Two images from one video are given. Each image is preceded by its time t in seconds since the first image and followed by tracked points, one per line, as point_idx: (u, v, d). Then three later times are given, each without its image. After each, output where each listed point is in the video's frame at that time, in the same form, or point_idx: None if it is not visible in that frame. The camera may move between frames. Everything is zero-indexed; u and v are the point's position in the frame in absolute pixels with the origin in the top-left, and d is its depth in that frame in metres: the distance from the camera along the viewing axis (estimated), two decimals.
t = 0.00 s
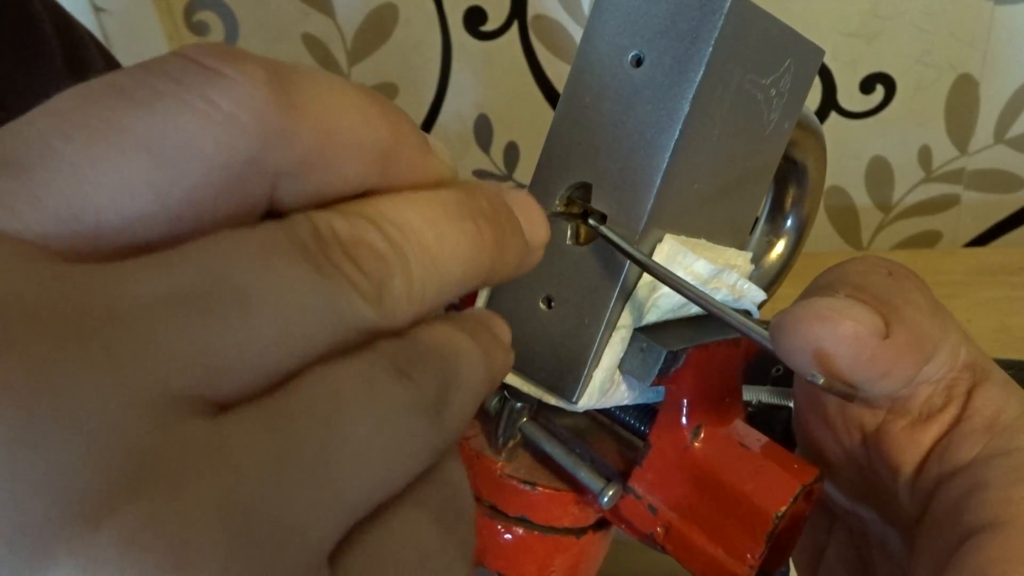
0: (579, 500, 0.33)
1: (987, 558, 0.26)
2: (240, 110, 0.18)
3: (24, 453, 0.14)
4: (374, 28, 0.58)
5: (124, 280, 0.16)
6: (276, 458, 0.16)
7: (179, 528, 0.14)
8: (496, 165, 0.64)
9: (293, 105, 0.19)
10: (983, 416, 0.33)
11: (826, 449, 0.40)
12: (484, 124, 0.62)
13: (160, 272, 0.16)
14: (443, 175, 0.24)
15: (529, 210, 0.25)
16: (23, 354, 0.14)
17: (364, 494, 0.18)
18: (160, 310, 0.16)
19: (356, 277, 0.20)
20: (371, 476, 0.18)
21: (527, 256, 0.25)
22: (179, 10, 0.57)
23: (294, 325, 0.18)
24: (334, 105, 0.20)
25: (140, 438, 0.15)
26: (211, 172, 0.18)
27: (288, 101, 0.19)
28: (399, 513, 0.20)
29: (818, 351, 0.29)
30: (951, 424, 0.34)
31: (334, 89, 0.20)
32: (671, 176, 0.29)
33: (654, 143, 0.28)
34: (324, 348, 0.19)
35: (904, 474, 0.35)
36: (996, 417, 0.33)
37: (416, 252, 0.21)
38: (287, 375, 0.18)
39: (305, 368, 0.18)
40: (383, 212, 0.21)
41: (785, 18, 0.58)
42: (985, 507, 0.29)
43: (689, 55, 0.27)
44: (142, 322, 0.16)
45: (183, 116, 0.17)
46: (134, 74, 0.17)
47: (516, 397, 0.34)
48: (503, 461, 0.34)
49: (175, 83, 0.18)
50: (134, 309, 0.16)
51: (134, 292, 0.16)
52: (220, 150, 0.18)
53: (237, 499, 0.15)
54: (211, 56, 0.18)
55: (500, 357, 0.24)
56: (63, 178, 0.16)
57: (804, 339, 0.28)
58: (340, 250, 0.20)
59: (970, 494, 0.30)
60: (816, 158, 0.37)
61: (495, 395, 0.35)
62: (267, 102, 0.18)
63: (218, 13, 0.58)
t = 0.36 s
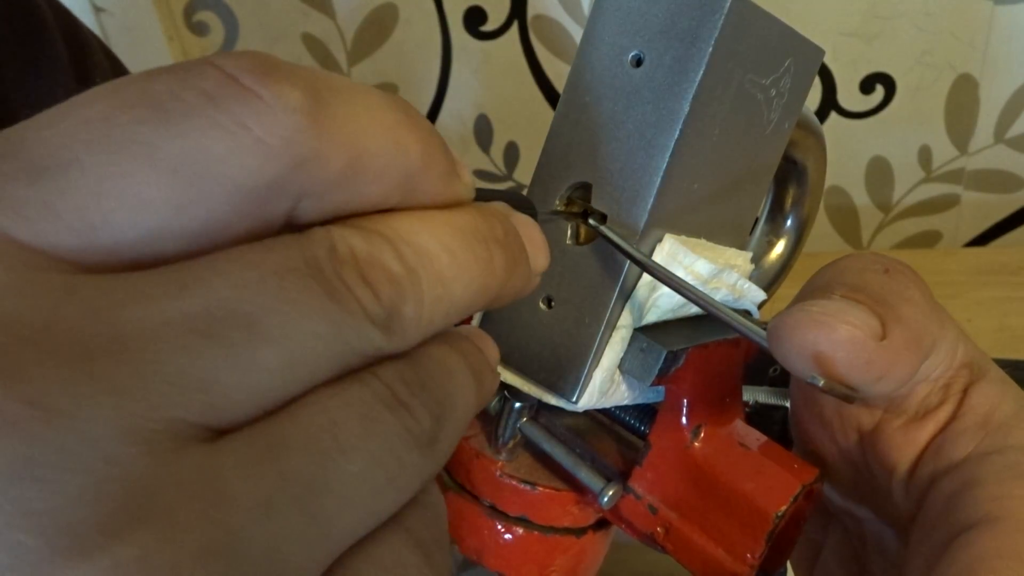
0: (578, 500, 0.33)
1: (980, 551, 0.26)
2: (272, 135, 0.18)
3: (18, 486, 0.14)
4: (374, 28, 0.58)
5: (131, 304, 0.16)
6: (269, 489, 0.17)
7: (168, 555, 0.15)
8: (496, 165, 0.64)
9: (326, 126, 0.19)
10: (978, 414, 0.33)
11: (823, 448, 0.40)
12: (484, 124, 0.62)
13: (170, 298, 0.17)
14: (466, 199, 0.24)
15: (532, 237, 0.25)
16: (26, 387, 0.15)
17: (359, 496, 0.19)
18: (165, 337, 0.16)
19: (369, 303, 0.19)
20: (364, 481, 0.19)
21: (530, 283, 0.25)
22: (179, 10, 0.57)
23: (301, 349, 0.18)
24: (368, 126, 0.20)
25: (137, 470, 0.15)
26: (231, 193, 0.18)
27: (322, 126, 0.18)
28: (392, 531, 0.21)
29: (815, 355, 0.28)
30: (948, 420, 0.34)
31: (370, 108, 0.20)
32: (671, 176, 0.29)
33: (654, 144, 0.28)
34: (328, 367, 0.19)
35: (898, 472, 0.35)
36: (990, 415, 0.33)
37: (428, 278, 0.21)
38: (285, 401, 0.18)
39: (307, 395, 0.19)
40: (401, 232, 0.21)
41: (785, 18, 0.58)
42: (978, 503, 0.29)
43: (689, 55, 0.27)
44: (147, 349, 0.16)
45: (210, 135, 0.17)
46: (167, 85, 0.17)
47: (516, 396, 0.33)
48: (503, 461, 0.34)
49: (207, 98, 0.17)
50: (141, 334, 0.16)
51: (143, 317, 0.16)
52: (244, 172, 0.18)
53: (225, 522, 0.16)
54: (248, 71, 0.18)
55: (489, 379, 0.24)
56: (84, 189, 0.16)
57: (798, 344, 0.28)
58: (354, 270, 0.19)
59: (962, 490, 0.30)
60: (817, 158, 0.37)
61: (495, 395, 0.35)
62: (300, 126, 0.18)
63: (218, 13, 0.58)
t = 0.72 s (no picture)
0: (579, 500, 0.33)
1: (986, 518, 0.26)
2: (267, 123, 0.18)
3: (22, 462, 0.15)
4: (374, 28, 0.58)
5: (131, 291, 0.17)
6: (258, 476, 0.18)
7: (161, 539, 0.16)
8: (496, 165, 0.64)
9: (323, 115, 0.19)
10: (976, 394, 0.33)
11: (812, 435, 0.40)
12: (484, 124, 0.62)
13: (164, 285, 0.17)
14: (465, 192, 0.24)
15: (532, 233, 0.25)
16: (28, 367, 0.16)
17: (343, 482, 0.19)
18: (160, 327, 0.17)
19: (367, 292, 0.20)
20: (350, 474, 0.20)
21: (529, 279, 0.25)
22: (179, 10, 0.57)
23: (300, 333, 0.19)
24: (365, 117, 0.20)
25: (132, 451, 0.16)
26: (227, 179, 0.18)
27: (318, 115, 0.19)
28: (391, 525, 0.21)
29: (818, 353, 0.28)
30: (947, 402, 0.34)
31: (369, 101, 0.20)
32: (671, 176, 0.29)
33: (654, 143, 0.28)
34: (320, 354, 0.20)
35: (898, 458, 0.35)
36: (989, 392, 0.33)
37: (425, 269, 0.21)
38: (273, 387, 0.19)
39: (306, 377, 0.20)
40: (398, 221, 0.21)
41: (785, 18, 0.58)
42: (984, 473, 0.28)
43: (689, 55, 0.27)
44: (140, 336, 0.17)
45: (208, 122, 0.18)
46: (166, 72, 0.18)
47: (515, 396, 0.33)
48: (503, 461, 0.34)
49: (205, 86, 0.18)
50: (136, 319, 0.17)
51: (145, 302, 0.17)
52: (240, 158, 0.18)
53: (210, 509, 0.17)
54: (247, 59, 0.18)
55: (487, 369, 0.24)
56: (82, 173, 0.17)
57: (799, 340, 0.28)
58: (352, 259, 0.20)
59: (969, 465, 0.30)
60: (816, 158, 0.37)
61: (495, 395, 0.35)
62: (297, 115, 0.18)
63: (218, 13, 0.58)
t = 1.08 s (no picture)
0: (578, 500, 0.33)
1: (996, 483, 0.25)
2: (252, 163, 0.17)
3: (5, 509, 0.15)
4: (374, 28, 0.58)
5: (123, 336, 0.16)
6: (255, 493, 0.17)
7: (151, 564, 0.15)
8: (496, 165, 0.64)
9: (308, 142, 0.18)
10: (967, 376, 0.33)
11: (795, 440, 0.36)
12: (484, 124, 0.62)
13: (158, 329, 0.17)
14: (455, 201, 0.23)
15: (532, 236, 0.25)
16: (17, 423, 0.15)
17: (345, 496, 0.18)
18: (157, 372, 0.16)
19: (363, 316, 0.19)
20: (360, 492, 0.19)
21: (529, 280, 0.24)
22: (179, 10, 0.57)
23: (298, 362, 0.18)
24: (347, 140, 0.19)
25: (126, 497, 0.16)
26: (214, 220, 0.17)
27: (301, 144, 0.18)
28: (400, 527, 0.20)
29: (813, 357, 0.28)
30: (936, 384, 0.33)
31: (349, 122, 0.19)
32: (671, 176, 0.29)
33: (654, 143, 0.28)
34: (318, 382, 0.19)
35: (891, 445, 0.34)
36: (978, 376, 0.33)
37: (424, 286, 0.21)
38: (275, 418, 0.18)
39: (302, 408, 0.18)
40: (393, 241, 0.21)
41: (785, 17, 0.58)
42: (992, 441, 0.28)
43: (689, 55, 0.27)
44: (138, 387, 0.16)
45: (194, 162, 0.17)
46: (146, 113, 0.17)
47: (515, 397, 0.33)
48: (503, 461, 0.34)
49: (185, 126, 0.17)
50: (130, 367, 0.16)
51: (136, 349, 0.16)
52: (228, 198, 0.17)
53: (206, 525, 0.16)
54: (226, 95, 0.17)
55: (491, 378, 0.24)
56: (67, 225, 0.16)
57: (794, 345, 0.28)
58: (347, 282, 0.19)
59: (970, 438, 0.29)
60: (816, 158, 0.38)
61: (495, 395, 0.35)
62: (278, 148, 0.18)
63: (218, 13, 0.58)
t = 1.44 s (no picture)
0: (578, 500, 0.33)
1: (998, 484, 0.25)
2: (287, 123, 0.17)
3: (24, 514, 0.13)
4: (374, 28, 0.58)
5: (149, 291, 0.15)
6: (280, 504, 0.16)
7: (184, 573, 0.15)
8: (496, 165, 0.64)
9: (338, 119, 0.18)
10: (966, 378, 0.33)
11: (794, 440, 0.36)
12: (484, 123, 0.62)
13: (185, 287, 0.16)
14: (471, 195, 0.23)
15: (534, 238, 0.25)
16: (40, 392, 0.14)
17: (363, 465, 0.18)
18: (184, 325, 0.15)
19: (381, 292, 0.19)
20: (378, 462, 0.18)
21: (528, 278, 0.24)
22: (179, 10, 0.57)
23: (320, 337, 0.17)
24: (372, 117, 0.19)
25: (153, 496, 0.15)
26: (246, 179, 0.17)
27: (334, 116, 0.18)
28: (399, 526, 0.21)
29: (819, 356, 0.28)
30: (933, 386, 0.34)
31: (377, 103, 0.19)
32: (671, 176, 0.29)
33: (654, 143, 0.28)
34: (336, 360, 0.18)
35: (888, 446, 0.33)
36: (977, 378, 0.33)
37: (436, 269, 0.20)
38: (295, 392, 0.17)
39: (320, 387, 0.18)
40: (408, 224, 0.20)
41: (784, 17, 0.58)
42: (991, 442, 0.28)
43: (689, 55, 0.27)
44: (166, 339, 0.15)
45: (233, 121, 0.16)
46: (178, 67, 0.16)
47: (516, 396, 0.33)
48: (503, 460, 0.34)
49: (222, 84, 0.16)
50: (159, 319, 0.15)
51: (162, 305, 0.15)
52: (256, 158, 0.16)
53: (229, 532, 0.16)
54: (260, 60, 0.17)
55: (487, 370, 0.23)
56: (101, 170, 0.15)
57: (800, 343, 0.28)
58: (365, 256, 0.19)
59: (969, 439, 0.29)
60: (816, 158, 0.38)
61: (495, 394, 0.34)
62: (311, 116, 0.17)
63: (218, 13, 0.58)
